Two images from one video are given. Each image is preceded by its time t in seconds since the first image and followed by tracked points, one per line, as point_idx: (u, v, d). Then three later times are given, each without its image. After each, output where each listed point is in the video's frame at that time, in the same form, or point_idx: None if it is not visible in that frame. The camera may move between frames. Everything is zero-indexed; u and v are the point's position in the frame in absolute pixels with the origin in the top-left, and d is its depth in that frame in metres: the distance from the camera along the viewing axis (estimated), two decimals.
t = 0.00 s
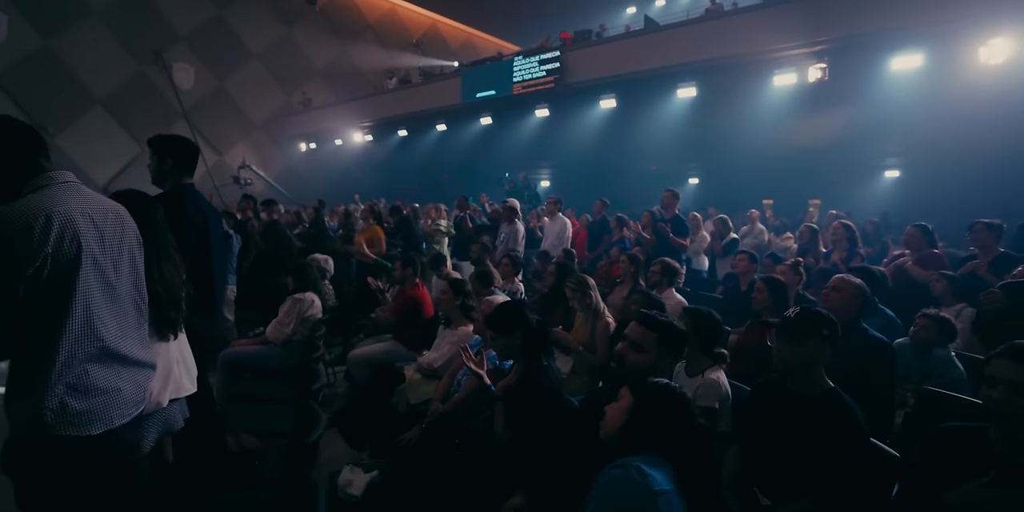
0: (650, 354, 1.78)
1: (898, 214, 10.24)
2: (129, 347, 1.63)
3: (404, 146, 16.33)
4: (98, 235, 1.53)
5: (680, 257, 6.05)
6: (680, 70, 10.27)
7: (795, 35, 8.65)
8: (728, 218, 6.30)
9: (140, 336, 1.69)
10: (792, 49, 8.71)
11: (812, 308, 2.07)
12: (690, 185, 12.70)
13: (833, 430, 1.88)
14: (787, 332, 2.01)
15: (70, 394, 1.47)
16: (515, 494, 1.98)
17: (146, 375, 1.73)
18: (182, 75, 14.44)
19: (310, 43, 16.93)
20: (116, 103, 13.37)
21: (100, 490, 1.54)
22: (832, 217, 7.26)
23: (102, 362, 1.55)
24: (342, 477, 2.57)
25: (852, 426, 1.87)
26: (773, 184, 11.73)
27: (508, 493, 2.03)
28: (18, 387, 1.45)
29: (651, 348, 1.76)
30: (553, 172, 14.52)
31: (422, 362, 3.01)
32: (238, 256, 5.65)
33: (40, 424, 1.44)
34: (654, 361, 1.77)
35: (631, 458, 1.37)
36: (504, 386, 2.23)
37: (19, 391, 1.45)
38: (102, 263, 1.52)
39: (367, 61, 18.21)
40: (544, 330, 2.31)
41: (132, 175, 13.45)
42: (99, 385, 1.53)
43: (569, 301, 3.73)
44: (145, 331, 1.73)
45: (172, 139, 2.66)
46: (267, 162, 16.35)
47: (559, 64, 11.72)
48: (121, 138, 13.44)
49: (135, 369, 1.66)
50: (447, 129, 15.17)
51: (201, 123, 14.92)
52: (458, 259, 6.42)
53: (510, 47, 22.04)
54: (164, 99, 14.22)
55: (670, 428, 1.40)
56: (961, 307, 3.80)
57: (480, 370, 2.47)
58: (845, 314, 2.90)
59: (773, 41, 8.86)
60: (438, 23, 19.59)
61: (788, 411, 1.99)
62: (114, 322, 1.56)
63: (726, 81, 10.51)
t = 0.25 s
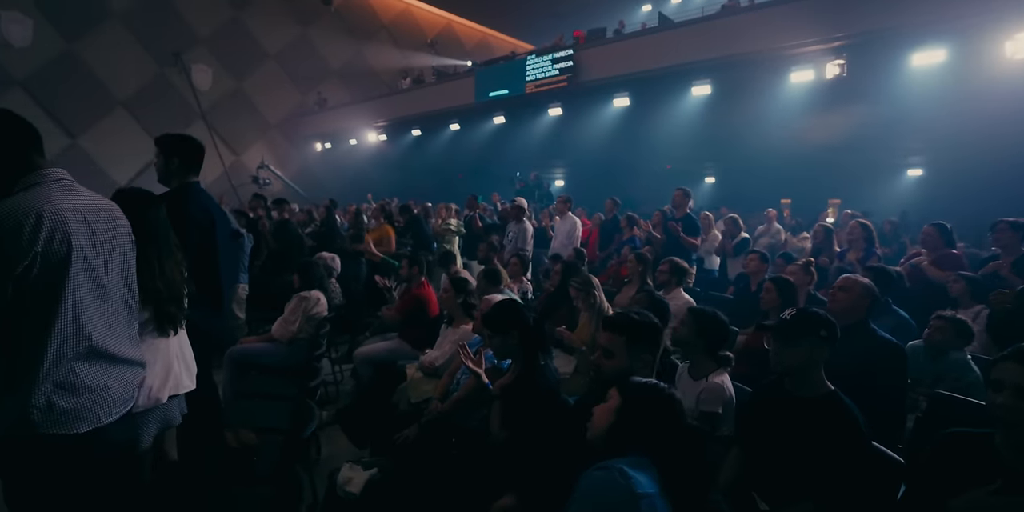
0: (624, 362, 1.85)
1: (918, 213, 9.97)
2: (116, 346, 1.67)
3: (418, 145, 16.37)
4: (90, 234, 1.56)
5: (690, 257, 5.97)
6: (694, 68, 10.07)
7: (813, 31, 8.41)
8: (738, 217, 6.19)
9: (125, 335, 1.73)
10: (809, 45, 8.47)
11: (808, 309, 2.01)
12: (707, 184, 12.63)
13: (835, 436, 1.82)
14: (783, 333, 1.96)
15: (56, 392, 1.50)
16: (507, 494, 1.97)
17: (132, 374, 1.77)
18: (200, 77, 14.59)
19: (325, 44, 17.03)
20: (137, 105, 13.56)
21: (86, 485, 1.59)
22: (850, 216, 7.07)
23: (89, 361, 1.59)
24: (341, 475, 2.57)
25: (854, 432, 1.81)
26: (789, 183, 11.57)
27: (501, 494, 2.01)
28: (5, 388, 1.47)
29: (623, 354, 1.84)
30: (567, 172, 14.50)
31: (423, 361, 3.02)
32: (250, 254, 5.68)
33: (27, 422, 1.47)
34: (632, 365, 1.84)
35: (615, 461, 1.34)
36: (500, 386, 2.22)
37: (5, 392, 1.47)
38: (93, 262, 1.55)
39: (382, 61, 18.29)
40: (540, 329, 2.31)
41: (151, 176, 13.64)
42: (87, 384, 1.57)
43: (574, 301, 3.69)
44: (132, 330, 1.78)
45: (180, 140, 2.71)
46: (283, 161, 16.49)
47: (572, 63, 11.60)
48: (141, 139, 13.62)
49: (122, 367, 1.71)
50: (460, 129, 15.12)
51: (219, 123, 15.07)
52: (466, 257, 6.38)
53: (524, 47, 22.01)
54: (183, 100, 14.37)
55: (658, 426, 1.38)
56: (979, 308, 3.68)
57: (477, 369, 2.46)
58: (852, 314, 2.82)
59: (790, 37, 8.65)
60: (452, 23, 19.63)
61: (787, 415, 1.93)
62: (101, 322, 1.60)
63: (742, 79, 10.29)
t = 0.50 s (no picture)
0: (600, 367, 1.65)
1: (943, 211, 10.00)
2: (109, 345, 1.70)
3: (432, 145, 16.40)
4: (80, 233, 1.59)
5: (702, 257, 5.87)
6: (708, 66, 9.76)
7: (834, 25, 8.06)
8: (752, 217, 6.25)
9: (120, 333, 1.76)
10: (829, 41, 8.15)
11: (809, 309, 1.95)
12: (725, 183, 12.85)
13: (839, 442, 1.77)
14: (784, 336, 1.90)
15: (46, 391, 1.54)
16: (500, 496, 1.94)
17: (126, 372, 1.80)
18: (218, 78, 14.67)
19: (341, 44, 17.08)
20: (157, 106, 13.68)
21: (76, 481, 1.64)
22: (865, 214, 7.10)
23: (81, 359, 1.62)
24: (341, 474, 2.56)
25: (858, 438, 1.76)
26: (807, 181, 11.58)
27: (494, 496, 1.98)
28: None
29: (597, 362, 1.65)
30: (582, 171, 14.74)
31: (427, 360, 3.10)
32: (261, 253, 5.68)
33: (17, 421, 1.50)
34: (608, 369, 1.64)
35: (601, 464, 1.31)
36: (497, 386, 2.19)
37: None
38: (83, 261, 1.58)
39: (397, 60, 18.33)
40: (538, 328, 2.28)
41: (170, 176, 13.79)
42: (78, 382, 1.61)
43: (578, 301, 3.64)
44: (126, 329, 1.81)
45: (185, 138, 2.71)
46: (300, 161, 16.57)
47: (586, 61, 11.43)
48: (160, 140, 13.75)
49: (116, 366, 1.74)
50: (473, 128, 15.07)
51: (237, 124, 15.16)
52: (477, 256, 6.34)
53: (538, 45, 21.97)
54: (201, 101, 14.44)
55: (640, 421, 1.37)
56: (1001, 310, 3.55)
57: (475, 369, 2.44)
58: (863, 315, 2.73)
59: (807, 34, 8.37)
60: (466, 23, 19.68)
61: (789, 420, 1.88)
62: (92, 320, 1.62)
63: (758, 80, 9.94)
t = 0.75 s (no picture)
0: (588, 371, 1.64)
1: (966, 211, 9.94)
2: (94, 343, 1.75)
3: (446, 144, 16.39)
4: (60, 231, 1.63)
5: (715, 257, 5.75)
6: (724, 65, 9.56)
7: (853, 22, 7.84)
8: (767, 216, 6.13)
9: (107, 330, 1.81)
10: (847, 37, 7.90)
11: (813, 313, 1.90)
12: (741, 182, 12.79)
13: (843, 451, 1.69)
14: (787, 340, 1.84)
15: (28, 388, 1.60)
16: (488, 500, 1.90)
17: (115, 368, 1.85)
18: (236, 80, 14.74)
19: (357, 46, 17.15)
20: (176, 108, 13.80)
21: (63, 475, 1.71)
22: (884, 214, 6.92)
23: (64, 358, 1.67)
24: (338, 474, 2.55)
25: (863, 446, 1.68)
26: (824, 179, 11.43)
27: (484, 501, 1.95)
28: None
29: (585, 365, 1.64)
30: (597, 169, 14.60)
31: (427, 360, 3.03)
32: (270, 252, 5.69)
33: None
34: (597, 373, 1.63)
35: (583, 472, 1.27)
36: (492, 388, 2.16)
37: None
38: (62, 259, 1.62)
39: (412, 61, 18.36)
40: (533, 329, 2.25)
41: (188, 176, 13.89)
42: (62, 380, 1.66)
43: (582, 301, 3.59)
44: (115, 325, 1.85)
45: (187, 138, 2.72)
46: (315, 161, 16.60)
47: (599, 59, 11.28)
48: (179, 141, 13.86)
49: (104, 362, 1.80)
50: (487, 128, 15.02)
51: (254, 125, 15.23)
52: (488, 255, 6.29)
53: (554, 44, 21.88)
54: (220, 103, 14.52)
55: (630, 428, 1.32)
56: None
57: (471, 371, 2.41)
58: (875, 317, 2.64)
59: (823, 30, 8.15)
60: (481, 23, 19.70)
61: (790, 426, 1.81)
62: (74, 319, 1.67)
63: (777, 79, 9.73)
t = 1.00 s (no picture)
0: (572, 376, 1.59)
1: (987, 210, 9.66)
2: (73, 342, 1.74)
3: (458, 144, 16.35)
4: (38, 230, 1.62)
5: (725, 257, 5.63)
6: (736, 62, 9.36)
7: (871, 17, 7.61)
8: (781, 216, 5.98)
9: (89, 329, 1.80)
10: (865, 33, 7.67)
11: (808, 316, 1.80)
12: (756, 182, 12.52)
13: (843, 460, 1.61)
14: (782, 344, 1.76)
15: (3, 388, 1.59)
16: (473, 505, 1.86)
17: (99, 368, 1.85)
18: (250, 81, 14.82)
19: (370, 46, 17.18)
20: (192, 108, 13.88)
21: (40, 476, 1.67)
22: (902, 213, 6.71)
23: (42, 357, 1.66)
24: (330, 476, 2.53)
25: (864, 455, 1.61)
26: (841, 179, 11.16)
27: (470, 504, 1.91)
28: None
29: (568, 370, 1.59)
30: (612, 169, 14.43)
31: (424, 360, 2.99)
32: (275, 252, 5.69)
33: None
34: (581, 377, 1.58)
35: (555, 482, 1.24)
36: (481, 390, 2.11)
37: None
38: (39, 258, 1.61)
39: (424, 60, 18.36)
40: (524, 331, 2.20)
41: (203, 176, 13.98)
42: (40, 379, 1.65)
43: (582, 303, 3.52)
44: (99, 324, 1.85)
45: (186, 136, 2.70)
46: (329, 161, 16.66)
47: (611, 58, 11.10)
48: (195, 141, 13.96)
49: (84, 362, 1.79)
50: (498, 127, 14.96)
51: (269, 125, 15.30)
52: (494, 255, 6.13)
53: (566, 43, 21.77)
54: (235, 104, 14.61)
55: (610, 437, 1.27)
56: None
57: (463, 372, 2.36)
58: (884, 320, 2.52)
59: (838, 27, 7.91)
60: (493, 22, 19.65)
61: (788, 433, 1.73)
62: (51, 319, 1.66)
63: (792, 75, 9.52)
